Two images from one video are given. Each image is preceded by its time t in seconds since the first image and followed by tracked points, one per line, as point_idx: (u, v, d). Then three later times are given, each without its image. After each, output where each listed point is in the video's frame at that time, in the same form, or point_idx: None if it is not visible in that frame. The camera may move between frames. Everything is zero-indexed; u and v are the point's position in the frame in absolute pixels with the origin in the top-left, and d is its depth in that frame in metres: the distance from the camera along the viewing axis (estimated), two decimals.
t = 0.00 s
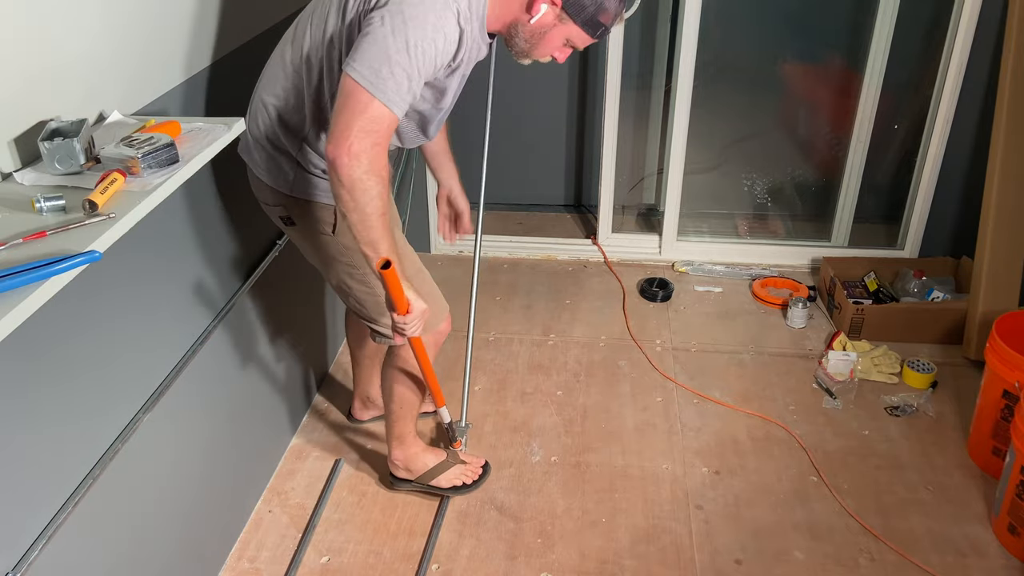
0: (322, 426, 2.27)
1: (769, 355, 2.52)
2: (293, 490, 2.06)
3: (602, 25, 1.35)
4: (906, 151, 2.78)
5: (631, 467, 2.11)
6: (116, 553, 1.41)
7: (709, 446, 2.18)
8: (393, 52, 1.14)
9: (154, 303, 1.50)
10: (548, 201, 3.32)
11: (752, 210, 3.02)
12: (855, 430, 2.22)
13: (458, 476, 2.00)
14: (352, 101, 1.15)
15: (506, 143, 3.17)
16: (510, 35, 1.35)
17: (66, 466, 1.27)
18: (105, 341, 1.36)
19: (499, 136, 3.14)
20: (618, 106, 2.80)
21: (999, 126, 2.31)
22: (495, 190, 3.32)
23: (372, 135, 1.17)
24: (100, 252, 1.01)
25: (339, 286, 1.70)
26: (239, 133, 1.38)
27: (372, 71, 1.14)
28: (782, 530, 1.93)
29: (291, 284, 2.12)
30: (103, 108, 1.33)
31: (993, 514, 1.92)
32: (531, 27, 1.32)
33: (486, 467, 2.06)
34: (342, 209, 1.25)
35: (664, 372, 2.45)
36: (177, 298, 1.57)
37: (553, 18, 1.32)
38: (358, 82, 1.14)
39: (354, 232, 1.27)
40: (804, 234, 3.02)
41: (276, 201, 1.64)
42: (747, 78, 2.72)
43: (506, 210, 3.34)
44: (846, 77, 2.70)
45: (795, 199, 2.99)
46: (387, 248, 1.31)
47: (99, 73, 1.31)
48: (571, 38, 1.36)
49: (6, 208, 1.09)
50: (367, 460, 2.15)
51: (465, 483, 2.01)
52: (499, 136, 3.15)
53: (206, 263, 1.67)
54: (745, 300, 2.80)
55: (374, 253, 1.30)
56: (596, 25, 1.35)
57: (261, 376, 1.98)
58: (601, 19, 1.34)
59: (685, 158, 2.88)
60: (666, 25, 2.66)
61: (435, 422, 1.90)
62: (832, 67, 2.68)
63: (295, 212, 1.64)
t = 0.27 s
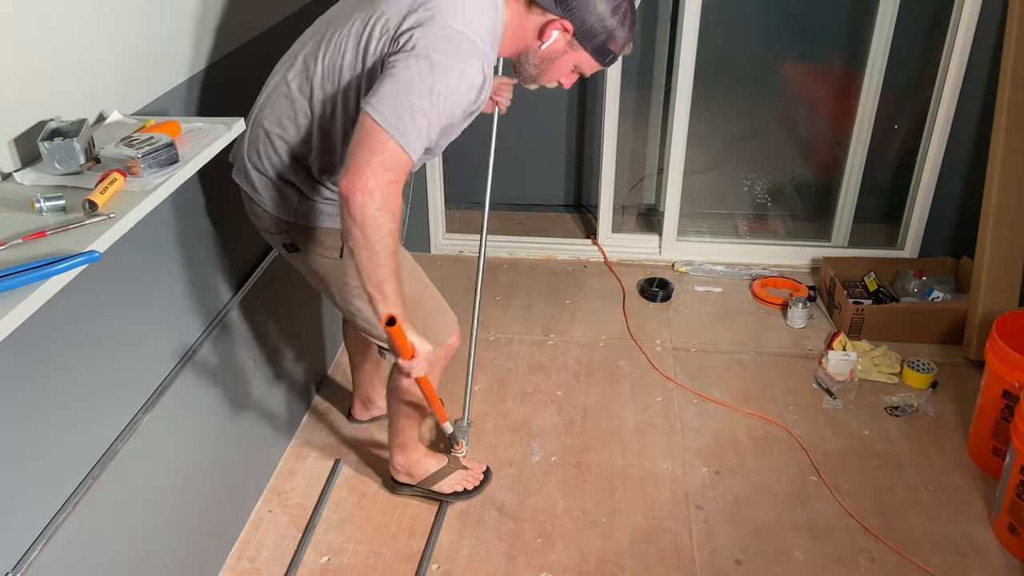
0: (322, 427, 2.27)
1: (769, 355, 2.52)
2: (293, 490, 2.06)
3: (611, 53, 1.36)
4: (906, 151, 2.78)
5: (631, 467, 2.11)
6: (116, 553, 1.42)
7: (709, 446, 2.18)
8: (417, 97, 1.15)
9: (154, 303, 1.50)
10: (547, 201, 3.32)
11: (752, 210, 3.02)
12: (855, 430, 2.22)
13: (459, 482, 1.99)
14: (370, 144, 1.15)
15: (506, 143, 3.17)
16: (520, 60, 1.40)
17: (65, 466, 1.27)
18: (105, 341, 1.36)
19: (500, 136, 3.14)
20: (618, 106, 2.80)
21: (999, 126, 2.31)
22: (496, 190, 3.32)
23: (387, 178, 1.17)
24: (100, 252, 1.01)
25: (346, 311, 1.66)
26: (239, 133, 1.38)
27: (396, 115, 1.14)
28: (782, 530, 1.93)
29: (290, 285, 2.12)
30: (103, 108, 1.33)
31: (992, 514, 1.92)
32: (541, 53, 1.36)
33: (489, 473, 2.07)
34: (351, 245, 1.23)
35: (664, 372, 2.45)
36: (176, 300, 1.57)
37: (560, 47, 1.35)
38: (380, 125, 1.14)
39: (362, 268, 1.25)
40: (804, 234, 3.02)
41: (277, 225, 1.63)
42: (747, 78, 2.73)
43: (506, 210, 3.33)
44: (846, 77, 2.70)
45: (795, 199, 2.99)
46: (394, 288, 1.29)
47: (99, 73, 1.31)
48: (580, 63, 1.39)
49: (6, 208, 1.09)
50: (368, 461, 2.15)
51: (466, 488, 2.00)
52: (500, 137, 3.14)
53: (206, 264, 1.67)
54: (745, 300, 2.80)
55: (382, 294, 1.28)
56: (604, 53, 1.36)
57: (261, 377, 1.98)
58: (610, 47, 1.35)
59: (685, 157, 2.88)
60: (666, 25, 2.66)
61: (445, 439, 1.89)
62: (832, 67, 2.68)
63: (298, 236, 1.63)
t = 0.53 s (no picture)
0: (321, 427, 2.27)
1: (769, 355, 2.52)
2: (293, 490, 2.06)
3: (608, 132, 1.43)
4: (906, 151, 2.78)
5: (631, 467, 2.11)
6: (116, 553, 1.42)
7: (710, 446, 2.18)
8: (427, 209, 1.19)
9: (154, 303, 1.50)
10: (547, 200, 3.32)
11: (752, 210, 3.02)
12: (856, 430, 2.22)
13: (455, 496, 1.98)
14: (390, 259, 1.19)
15: (506, 142, 3.17)
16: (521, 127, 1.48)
17: (66, 466, 1.27)
18: (105, 342, 1.36)
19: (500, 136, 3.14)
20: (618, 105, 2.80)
21: (999, 126, 2.31)
22: (496, 190, 3.32)
23: (404, 300, 1.22)
24: (101, 252, 1.01)
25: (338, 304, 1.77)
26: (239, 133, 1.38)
27: (407, 228, 1.18)
28: (782, 530, 1.93)
29: (291, 285, 2.12)
30: (103, 108, 1.32)
31: (993, 514, 1.92)
32: (541, 124, 1.43)
33: (485, 483, 2.05)
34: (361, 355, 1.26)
35: (664, 371, 2.45)
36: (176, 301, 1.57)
37: (559, 119, 1.42)
38: (393, 241, 1.17)
39: (362, 387, 1.27)
40: (804, 234, 3.02)
41: (279, 234, 1.66)
42: (747, 79, 2.73)
43: (506, 210, 3.33)
44: (845, 77, 2.70)
45: (795, 199, 2.99)
46: (387, 408, 1.30)
47: (99, 73, 1.31)
48: (577, 136, 1.46)
49: (6, 208, 1.09)
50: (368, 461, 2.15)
51: (463, 502, 1.99)
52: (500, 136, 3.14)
53: (206, 264, 1.67)
54: (745, 300, 2.80)
55: (373, 415, 1.29)
56: (601, 132, 1.43)
57: (261, 378, 1.98)
58: (608, 127, 1.42)
59: (685, 157, 2.88)
60: (666, 25, 2.66)
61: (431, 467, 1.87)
62: (832, 66, 2.69)
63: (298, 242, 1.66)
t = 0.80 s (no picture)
0: (321, 427, 2.27)
1: (769, 355, 2.52)
2: (293, 490, 2.06)
3: (617, 153, 1.45)
4: (906, 151, 2.78)
5: (631, 467, 2.11)
6: (117, 553, 1.42)
7: (709, 446, 2.18)
8: (445, 222, 1.19)
9: (154, 303, 1.50)
10: (547, 201, 3.32)
11: (752, 210, 3.02)
12: (856, 430, 2.22)
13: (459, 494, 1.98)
14: (405, 270, 1.19)
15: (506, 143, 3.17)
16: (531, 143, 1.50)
17: (66, 466, 1.27)
18: (105, 342, 1.36)
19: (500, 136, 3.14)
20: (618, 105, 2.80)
21: (999, 126, 2.31)
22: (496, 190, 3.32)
23: (420, 310, 1.21)
24: (101, 252, 1.01)
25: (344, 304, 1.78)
26: (239, 133, 1.38)
27: (425, 240, 1.18)
28: (782, 530, 1.93)
29: (291, 285, 2.12)
30: (103, 108, 1.32)
31: (993, 514, 1.92)
32: (551, 140, 1.45)
33: (488, 478, 2.05)
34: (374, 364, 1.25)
35: (664, 371, 2.45)
36: (176, 301, 1.57)
37: (570, 136, 1.44)
38: (410, 251, 1.17)
39: (375, 395, 1.26)
40: (804, 234, 3.02)
41: (284, 236, 1.65)
42: (747, 79, 2.73)
43: (506, 210, 3.33)
44: (846, 77, 2.70)
45: (795, 200, 2.99)
46: (398, 416, 1.29)
47: (99, 73, 1.31)
48: (587, 155, 1.48)
49: (6, 208, 1.09)
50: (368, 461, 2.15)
51: (468, 498, 1.99)
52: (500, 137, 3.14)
53: (206, 264, 1.67)
54: (745, 300, 2.80)
55: (384, 423, 1.28)
56: (611, 153, 1.45)
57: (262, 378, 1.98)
58: (618, 148, 1.44)
59: (685, 158, 2.88)
60: (666, 25, 2.66)
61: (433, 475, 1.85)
62: (832, 67, 2.69)
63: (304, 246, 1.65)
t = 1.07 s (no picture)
0: (321, 427, 2.27)
1: (769, 355, 2.52)
2: (293, 490, 2.06)
3: (615, 198, 1.48)
4: (906, 151, 2.78)
5: (631, 467, 2.11)
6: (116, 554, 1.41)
7: (710, 446, 2.18)
8: (448, 285, 1.20)
9: (154, 304, 1.50)
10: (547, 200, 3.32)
11: (752, 210, 3.02)
12: (856, 430, 2.22)
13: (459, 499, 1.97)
14: (406, 330, 1.21)
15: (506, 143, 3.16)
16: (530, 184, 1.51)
17: (66, 467, 1.27)
18: (105, 342, 1.36)
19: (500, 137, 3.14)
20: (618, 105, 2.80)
21: (999, 126, 2.31)
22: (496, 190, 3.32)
23: (422, 371, 1.24)
24: (101, 252, 1.01)
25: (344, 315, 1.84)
26: (240, 133, 1.38)
27: (430, 304, 1.19)
28: (782, 530, 1.93)
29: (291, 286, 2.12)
30: (102, 108, 1.32)
31: (993, 514, 1.92)
32: (551, 184, 1.47)
33: (487, 481, 2.04)
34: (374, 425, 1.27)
35: (664, 371, 2.45)
36: (176, 301, 1.57)
37: (569, 180, 1.46)
38: (413, 315, 1.19)
39: (375, 457, 1.28)
40: (804, 234, 3.02)
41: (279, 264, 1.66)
42: (747, 79, 2.73)
43: (506, 210, 3.33)
44: (846, 77, 2.70)
45: (795, 199, 2.99)
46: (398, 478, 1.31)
47: (99, 73, 1.30)
48: (585, 198, 1.50)
49: (6, 208, 1.09)
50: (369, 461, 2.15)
51: (467, 502, 1.99)
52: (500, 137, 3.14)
53: (206, 264, 1.67)
54: (745, 300, 2.80)
55: (384, 484, 1.30)
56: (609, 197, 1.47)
57: (262, 379, 1.98)
58: (616, 192, 1.47)
59: (685, 158, 2.87)
60: (666, 25, 2.66)
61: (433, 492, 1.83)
62: (832, 67, 2.69)
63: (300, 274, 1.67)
